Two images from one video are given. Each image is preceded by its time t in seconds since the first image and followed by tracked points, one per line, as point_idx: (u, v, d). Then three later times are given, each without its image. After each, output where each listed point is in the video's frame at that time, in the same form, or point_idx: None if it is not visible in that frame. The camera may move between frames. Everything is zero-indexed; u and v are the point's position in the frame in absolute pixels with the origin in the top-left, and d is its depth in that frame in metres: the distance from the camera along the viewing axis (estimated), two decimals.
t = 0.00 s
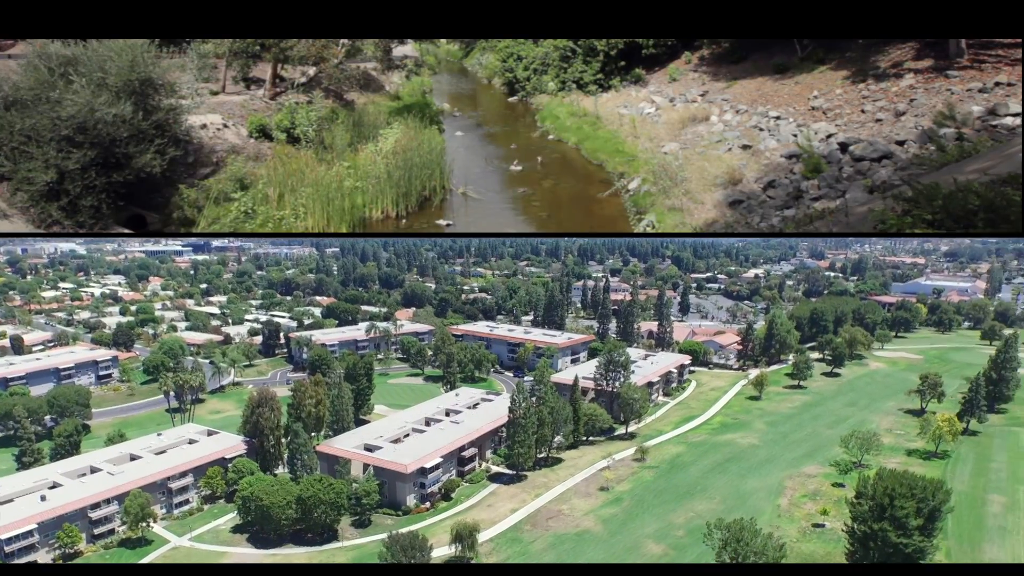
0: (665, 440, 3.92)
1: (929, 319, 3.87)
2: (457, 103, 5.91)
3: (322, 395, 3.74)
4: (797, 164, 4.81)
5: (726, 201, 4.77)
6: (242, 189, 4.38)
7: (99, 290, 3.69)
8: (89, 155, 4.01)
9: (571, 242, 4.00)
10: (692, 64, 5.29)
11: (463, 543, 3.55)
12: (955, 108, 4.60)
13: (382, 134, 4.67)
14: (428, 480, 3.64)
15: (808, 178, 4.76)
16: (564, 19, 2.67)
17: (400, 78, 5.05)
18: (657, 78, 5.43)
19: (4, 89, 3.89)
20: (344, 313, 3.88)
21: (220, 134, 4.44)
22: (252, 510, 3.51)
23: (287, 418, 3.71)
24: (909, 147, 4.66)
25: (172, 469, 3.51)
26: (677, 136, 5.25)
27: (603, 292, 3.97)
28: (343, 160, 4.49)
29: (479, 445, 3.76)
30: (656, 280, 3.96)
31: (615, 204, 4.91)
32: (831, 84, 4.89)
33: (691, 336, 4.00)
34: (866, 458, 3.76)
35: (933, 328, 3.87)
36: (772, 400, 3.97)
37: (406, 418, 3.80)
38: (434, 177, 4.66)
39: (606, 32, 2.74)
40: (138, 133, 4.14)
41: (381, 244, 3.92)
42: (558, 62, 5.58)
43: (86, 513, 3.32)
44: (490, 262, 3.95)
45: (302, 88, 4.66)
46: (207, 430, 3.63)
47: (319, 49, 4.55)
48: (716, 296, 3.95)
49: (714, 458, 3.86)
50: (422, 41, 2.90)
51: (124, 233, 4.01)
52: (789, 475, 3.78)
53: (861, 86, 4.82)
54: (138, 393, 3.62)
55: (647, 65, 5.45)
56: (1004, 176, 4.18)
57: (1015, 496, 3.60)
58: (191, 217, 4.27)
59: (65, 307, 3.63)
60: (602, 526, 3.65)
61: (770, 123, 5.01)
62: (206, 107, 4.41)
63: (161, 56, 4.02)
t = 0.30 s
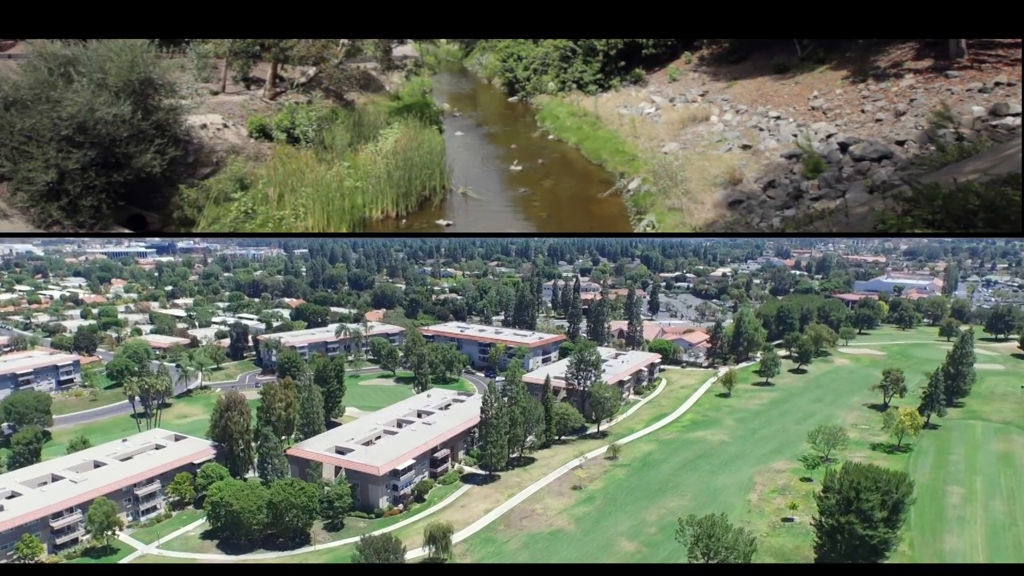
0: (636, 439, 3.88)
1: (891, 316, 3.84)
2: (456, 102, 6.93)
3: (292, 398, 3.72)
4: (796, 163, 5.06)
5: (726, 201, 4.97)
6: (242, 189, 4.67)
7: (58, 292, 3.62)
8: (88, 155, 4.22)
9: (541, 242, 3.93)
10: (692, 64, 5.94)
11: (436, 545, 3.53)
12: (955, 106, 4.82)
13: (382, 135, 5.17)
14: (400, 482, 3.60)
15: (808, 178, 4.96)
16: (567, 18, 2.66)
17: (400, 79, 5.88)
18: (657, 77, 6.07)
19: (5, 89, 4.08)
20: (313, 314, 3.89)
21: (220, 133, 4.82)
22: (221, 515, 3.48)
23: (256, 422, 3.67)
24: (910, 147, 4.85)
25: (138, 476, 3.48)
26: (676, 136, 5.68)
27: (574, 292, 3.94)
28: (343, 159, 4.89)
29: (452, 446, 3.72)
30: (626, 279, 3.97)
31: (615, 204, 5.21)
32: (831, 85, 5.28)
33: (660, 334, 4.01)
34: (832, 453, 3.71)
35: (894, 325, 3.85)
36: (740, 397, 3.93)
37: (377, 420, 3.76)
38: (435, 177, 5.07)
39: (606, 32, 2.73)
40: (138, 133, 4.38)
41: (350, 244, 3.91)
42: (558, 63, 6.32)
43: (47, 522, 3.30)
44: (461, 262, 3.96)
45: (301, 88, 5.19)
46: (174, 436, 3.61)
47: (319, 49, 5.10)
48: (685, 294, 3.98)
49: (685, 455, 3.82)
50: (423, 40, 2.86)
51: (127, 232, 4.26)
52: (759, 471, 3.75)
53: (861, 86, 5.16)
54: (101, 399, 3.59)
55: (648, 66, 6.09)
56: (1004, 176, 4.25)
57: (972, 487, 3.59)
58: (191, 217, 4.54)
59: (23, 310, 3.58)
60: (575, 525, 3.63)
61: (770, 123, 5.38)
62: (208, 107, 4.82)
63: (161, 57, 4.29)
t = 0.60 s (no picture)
0: (608, 437, 3.90)
1: (854, 313, 3.94)
2: (456, 102, 7.01)
3: (262, 401, 3.71)
4: (795, 163, 5.15)
5: (726, 201, 5.05)
6: (242, 189, 4.70)
7: (16, 295, 3.58)
8: (89, 155, 4.24)
9: (511, 242, 3.95)
10: (692, 64, 5.97)
11: (410, 547, 3.53)
12: (955, 107, 4.90)
13: (382, 135, 5.23)
14: (373, 484, 3.59)
15: (808, 178, 5.05)
16: (565, 19, 2.68)
17: (400, 80, 6.01)
18: (657, 77, 6.05)
19: (6, 89, 4.11)
20: (282, 316, 3.87)
21: (220, 134, 4.86)
22: (190, 521, 3.44)
23: (225, 426, 3.66)
24: (910, 147, 4.92)
25: (103, 484, 3.44)
26: (676, 136, 5.76)
27: (545, 291, 4.00)
28: (343, 159, 4.94)
29: (424, 447, 3.72)
30: (596, 279, 4.03)
31: (615, 204, 5.26)
32: (831, 85, 5.38)
33: (631, 333, 4.04)
34: (800, 448, 3.75)
35: (858, 322, 3.94)
36: (708, 395, 3.97)
37: (349, 422, 3.75)
38: (435, 177, 5.08)
39: (606, 32, 2.76)
40: (138, 133, 4.42)
41: (320, 246, 3.93)
42: (559, 63, 6.29)
43: (7, 533, 3.30)
44: (431, 263, 3.99)
45: (301, 88, 5.28)
46: (139, 441, 3.57)
47: (320, 49, 5.19)
48: (654, 293, 4.03)
49: (657, 452, 3.85)
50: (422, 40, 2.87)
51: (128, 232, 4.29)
52: (729, 467, 3.79)
53: (861, 86, 5.26)
54: (62, 404, 3.57)
55: (647, 66, 6.07)
56: (1004, 176, 4.35)
57: (934, 479, 3.64)
58: (192, 216, 4.57)
59: None
60: (548, 524, 3.63)
61: (770, 124, 5.48)
62: (208, 107, 4.88)
63: (161, 57, 4.31)
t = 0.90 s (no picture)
0: (580, 436, 3.94)
1: (819, 311, 3.91)
2: (456, 102, 7.12)
3: (231, 405, 3.65)
4: (796, 164, 5.21)
5: (725, 200, 5.10)
6: (241, 189, 4.75)
7: None
8: (89, 155, 4.25)
9: (481, 242, 3.97)
10: (692, 64, 6.06)
11: (384, 549, 3.57)
12: (955, 107, 4.94)
13: (381, 135, 5.25)
14: (345, 487, 3.62)
15: (808, 178, 5.11)
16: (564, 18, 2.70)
17: (399, 79, 6.06)
18: (657, 77, 6.15)
19: (6, 89, 4.11)
20: (250, 319, 3.81)
21: (220, 133, 4.92)
22: (158, 529, 3.46)
23: (192, 431, 3.61)
24: (910, 147, 4.97)
25: (64, 492, 3.40)
26: (676, 136, 5.86)
27: (515, 291, 3.99)
28: (343, 159, 4.98)
29: (396, 448, 3.74)
30: (566, 279, 4.01)
31: (615, 205, 5.34)
32: (831, 85, 5.46)
33: (601, 332, 4.04)
34: (769, 444, 3.81)
35: (823, 319, 3.91)
36: (680, 393, 3.98)
37: (319, 425, 3.73)
38: (435, 178, 5.15)
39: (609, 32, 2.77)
40: (138, 133, 4.44)
41: (287, 246, 3.84)
42: (559, 63, 6.38)
43: None
44: (401, 263, 3.98)
45: (300, 88, 5.31)
46: (103, 448, 3.53)
47: (320, 50, 5.25)
48: (624, 292, 4.01)
49: (629, 450, 3.88)
50: (422, 40, 2.89)
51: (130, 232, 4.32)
52: (699, 464, 3.83)
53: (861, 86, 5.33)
54: (21, 411, 3.50)
55: (647, 66, 6.15)
56: (1004, 176, 4.35)
57: (896, 471, 3.72)
58: (192, 217, 4.60)
59: None
60: (522, 524, 3.67)
61: (771, 124, 5.55)
62: (209, 108, 4.95)
63: (161, 57, 4.33)
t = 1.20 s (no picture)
0: (552, 435, 3.96)
1: (786, 308, 3.94)
2: (456, 103, 6.69)
3: (198, 409, 3.70)
4: (795, 164, 5.23)
5: (725, 200, 5.19)
6: (242, 189, 4.80)
7: None
8: (89, 155, 4.34)
9: (450, 243, 4.02)
10: (692, 64, 5.58)
11: (356, 552, 3.62)
12: (955, 106, 4.97)
13: (381, 134, 5.21)
14: (316, 490, 3.64)
15: (808, 177, 5.16)
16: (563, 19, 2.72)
17: (399, 79, 5.70)
18: (657, 77, 5.72)
19: (6, 89, 4.17)
20: (217, 321, 3.84)
21: (220, 134, 4.90)
22: (125, 537, 3.52)
23: (159, 435, 3.65)
24: (910, 147, 5.01)
25: (25, 501, 3.43)
26: (676, 136, 5.73)
27: (485, 291, 4.00)
28: (343, 160, 4.99)
29: (368, 451, 3.76)
30: (537, 279, 4.04)
31: (615, 206, 5.42)
32: (830, 85, 5.26)
33: (572, 332, 4.08)
34: (738, 440, 3.84)
35: (789, 317, 3.95)
36: (649, 391, 4.02)
37: (290, 428, 3.75)
38: (435, 178, 5.19)
39: (614, 32, 2.79)
40: (138, 133, 4.50)
41: (255, 248, 3.86)
42: (559, 62, 5.90)
43: None
44: (370, 264, 3.96)
45: (301, 88, 5.19)
46: (64, 455, 3.52)
47: (320, 49, 5.11)
48: (594, 292, 4.06)
49: (601, 449, 3.91)
50: (422, 40, 2.95)
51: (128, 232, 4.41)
52: (671, 461, 3.86)
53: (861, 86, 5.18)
54: None
55: (647, 65, 5.68)
56: (1004, 176, 4.52)
57: (862, 465, 3.77)
58: (192, 216, 4.68)
59: None
60: (495, 524, 3.71)
61: (770, 123, 5.43)
62: (208, 107, 4.89)
63: (161, 57, 4.34)
